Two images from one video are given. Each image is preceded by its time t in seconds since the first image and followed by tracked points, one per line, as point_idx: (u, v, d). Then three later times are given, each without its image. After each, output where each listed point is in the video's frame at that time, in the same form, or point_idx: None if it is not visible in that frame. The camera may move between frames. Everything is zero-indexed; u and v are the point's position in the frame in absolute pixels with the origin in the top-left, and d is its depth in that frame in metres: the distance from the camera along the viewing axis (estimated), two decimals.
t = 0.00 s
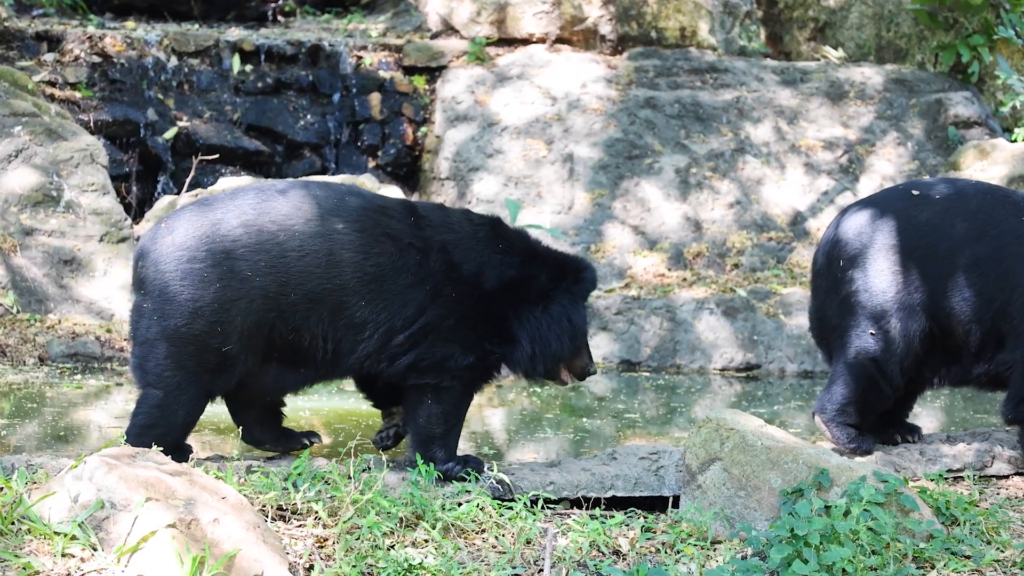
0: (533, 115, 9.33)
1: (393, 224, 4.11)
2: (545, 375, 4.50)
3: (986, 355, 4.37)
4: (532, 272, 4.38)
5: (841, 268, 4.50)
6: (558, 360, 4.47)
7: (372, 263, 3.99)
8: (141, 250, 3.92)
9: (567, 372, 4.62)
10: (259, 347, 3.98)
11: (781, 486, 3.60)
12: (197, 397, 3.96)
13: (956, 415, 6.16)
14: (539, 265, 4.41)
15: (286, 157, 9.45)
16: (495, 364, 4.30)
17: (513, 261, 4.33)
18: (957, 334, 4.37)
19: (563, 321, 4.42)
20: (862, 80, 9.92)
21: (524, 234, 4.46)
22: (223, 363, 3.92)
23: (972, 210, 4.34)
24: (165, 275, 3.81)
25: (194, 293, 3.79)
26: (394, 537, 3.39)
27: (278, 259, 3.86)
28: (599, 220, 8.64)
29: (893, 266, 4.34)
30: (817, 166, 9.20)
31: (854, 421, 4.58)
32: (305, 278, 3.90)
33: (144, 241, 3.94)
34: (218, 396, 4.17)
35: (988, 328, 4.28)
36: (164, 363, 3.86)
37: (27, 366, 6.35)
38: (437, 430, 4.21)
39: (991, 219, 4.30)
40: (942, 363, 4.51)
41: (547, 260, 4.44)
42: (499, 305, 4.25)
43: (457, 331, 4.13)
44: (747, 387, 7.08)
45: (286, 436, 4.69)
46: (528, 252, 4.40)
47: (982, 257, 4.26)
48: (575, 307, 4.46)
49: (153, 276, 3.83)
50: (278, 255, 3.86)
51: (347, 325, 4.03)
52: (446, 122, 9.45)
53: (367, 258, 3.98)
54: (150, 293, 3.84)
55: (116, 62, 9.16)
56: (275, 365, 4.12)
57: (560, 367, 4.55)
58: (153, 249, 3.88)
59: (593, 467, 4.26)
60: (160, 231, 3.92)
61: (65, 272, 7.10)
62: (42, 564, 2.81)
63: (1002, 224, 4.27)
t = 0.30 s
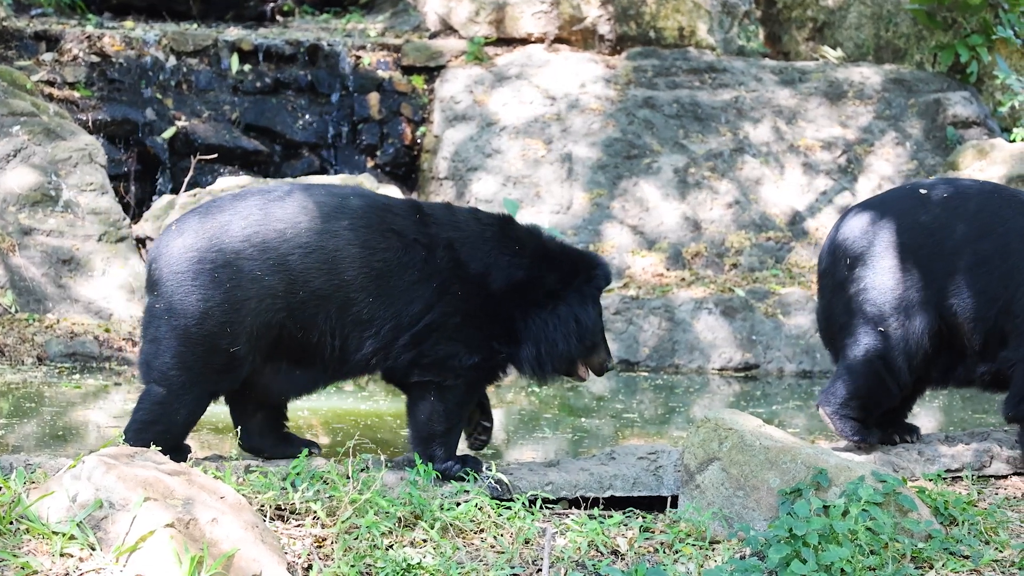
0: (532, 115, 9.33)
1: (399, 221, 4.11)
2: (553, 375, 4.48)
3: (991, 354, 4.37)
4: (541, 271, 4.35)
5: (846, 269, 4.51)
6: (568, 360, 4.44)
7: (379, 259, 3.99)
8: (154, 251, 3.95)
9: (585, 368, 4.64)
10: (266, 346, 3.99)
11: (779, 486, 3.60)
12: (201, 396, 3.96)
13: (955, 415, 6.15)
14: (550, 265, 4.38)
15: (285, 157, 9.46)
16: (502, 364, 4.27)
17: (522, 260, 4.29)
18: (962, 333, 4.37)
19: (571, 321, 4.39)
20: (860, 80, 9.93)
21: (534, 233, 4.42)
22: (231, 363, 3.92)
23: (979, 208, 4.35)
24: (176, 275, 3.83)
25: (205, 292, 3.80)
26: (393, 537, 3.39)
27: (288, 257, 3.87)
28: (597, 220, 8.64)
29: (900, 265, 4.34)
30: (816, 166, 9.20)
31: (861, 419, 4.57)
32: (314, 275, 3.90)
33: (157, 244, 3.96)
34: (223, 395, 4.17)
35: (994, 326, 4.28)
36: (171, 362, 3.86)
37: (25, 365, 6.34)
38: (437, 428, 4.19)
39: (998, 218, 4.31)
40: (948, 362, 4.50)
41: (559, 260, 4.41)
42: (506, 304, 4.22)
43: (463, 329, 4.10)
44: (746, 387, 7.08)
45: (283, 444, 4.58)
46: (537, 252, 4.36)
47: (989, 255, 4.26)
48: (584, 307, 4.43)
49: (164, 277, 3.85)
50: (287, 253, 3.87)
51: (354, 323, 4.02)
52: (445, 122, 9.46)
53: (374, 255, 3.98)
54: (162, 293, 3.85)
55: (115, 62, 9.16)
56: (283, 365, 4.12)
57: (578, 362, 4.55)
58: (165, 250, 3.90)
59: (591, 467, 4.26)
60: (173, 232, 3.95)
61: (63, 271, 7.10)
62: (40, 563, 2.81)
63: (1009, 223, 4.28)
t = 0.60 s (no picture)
0: (531, 115, 9.33)
1: (406, 218, 4.13)
2: (559, 373, 4.48)
3: (995, 355, 4.37)
4: (549, 271, 4.33)
5: (850, 268, 4.52)
6: (572, 360, 4.45)
7: (388, 255, 4.00)
8: (166, 252, 3.96)
9: (602, 363, 4.70)
10: (276, 346, 4.00)
11: (777, 486, 3.60)
12: (206, 393, 3.96)
13: (954, 416, 6.15)
14: (558, 265, 4.37)
15: (284, 157, 9.46)
16: (507, 364, 4.23)
17: (529, 259, 4.27)
18: (967, 333, 4.37)
19: (577, 321, 4.39)
20: (859, 80, 9.93)
21: (541, 232, 4.41)
22: (240, 362, 3.93)
23: (984, 207, 4.36)
24: (187, 275, 3.84)
25: (217, 292, 3.82)
26: (391, 537, 3.39)
27: (299, 254, 3.88)
28: (596, 219, 8.64)
29: (906, 263, 4.34)
30: (814, 166, 9.21)
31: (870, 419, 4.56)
32: (324, 273, 3.92)
33: (169, 245, 3.98)
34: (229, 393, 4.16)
35: (999, 325, 4.28)
36: (178, 359, 3.87)
37: (24, 365, 6.32)
38: (438, 426, 4.15)
39: (1004, 217, 4.31)
40: (954, 361, 4.50)
41: (569, 260, 4.40)
42: (513, 303, 4.20)
43: (469, 327, 4.09)
44: (745, 387, 7.09)
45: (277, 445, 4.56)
46: (545, 251, 4.34)
47: (997, 254, 4.26)
48: (589, 305, 4.43)
49: (175, 276, 3.86)
50: (298, 251, 3.88)
51: (363, 320, 4.02)
52: (444, 122, 9.47)
53: (383, 252, 4.00)
54: (173, 293, 3.86)
55: (114, 61, 9.15)
56: (291, 364, 4.13)
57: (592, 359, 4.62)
58: (177, 250, 3.92)
59: (590, 467, 4.26)
60: (185, 233, 3.96)
61: (62, 271, 7.11)
62: (39, 563, 2.81)
63: (1015, 224, 4.28)
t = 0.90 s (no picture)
0: (529, 115, 9.33)
1: (418, 215, 4.14)
2: (565, 373, 4.44)
3: (1000, 357, 4.35)
4: (557, 269, 4.31)
5: (855, 268, 4.54)
6: (578, 356, 4.38)
7: (402, 253, 4.01)
8: (182, 249, 3.97)
9: (619, 357, 4.66)
10: (288, 345, 4.01)
11: (776, 486, 3.60)
12: (214, 389, 3.97)
13: (951, 416, 6.16)
14: (567, 261, 4.35)
15: (282, 156, 9.44)
16: (513, 361, 4.20)
17: (535, 257, 4.25)
18: (974, 333, 4.36)
19: (582, 320, 4.35)
20: (858, 80, 9.93)
21: (549, 230, 4.39)
22: (253, 360, 3.94)
23: (987, 208, 4.36)
24: (202, 271, 3.85)
25: (232, 290, 3.83)
26: (389, 537, 3.39)
27: (316, 253, 3.90)
28: (595, 219, 8.64)
29: (912, 263, 4.34)
30: (813, 166, 9.21)
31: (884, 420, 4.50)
32: (340, 271, 3.92)
33: (185, 242, 3.98)
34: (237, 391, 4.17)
35: (1005, 325, 4.26)
36: (189, 354, 3.87)
37: (22, 364, 6.31)
38: (438, 424, 4.13)
39: (1010, 217, 4.31)
40: (960, 362, 4.49)
41: (578, 257, 4.38)
42: (520, 299, 4.18)
43: (478, 321, 4.07)
44: (742, 388, 7.10)
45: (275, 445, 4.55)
46: (553, 249, 4.32)
47: (1003, 254, 4.26)
48: (595, 304, 4.39)
49: (190, 272, 3.87)
50: (316, 249, 3.90)
51: (377, 318, 4.02)
52: (442, 122, 9.47)
53: (398, 249, 4.00)
54: (187, 289, 3.86)
55: (112, 60, 9.14)
56: (302, 364, 4.14)
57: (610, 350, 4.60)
58: (193, 247, 3.93)
59: (588, 467, 4.25)
60: (201, 230, 3.98)
61: (60, 271, 7.11)
62: (37, 563, 2.81)
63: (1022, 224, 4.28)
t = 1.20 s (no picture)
0: (527, 115, 9.33)
1: (434, 214, 4.17)
2: (570, 370, 4.40)
3: (1006, 357, 4.33)
4: (562, 267, 4.31)
5: (856, 270, 4.54)
6: (582, 352, 4.36)
7: (419, 251, 4.03)
8: (197, 247, 3.98)
9: (634, 354, 4.67)
10: (304, 345, 4.01)
11: (773, 487, 3.61)
12: (226, 387, 3.96)
13: (949, 416, 6.17)
14: (575, 257, 4.35)
15: (281, 156, 9.45)
16: (517, 359, 4.17)
17: (541, 254, 4.25)
18: (978, 334, 4.35)
19: (586, 317, 4.34)
20: (856, 81, 9.93)
21: (557, 229, 4.39)
22: (269, 358, 3.94)
23: (987, 208, 4.36)
24: (220, 267, 3.87)
25: (249, 286, 3.84)
26: (387, 537, 3.38)
27: (335, 251, 3.93)
28: (593, 219, 8.64)
29: (915, 263, 4.34)
30: (811, 166, 9.22)
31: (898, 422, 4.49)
32: (358, 271, 3.95)
33: (200, 239, 4.00)
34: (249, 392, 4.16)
35: (1010, 325, 4.26)
36: (205, 350, 3.87)
37: (20, 364, 6.31)
38: (439, 422, 4.09)
39: (1012, 216, 4.31)
40: (966, 362, 4.49)
41: (585, 253, 4.37)
42: (527, 295, 4.17)
43: (488, 317, 4.04)
44: (740, 388, 7.11)
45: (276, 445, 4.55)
46: (563, 247, 4.33)
47: (1007, 253, 4.24)
48: (598, 301, 4.38)
49: (206, 269, 3.88)
50: (334, 248, 3.93)
51: (393, 317, 4.01)
52: (440, 122, 9.42)
53: (414, 248, 4.02)
54: (203, 284, 3.88)
55: (111, 60, 9.14)
56: (315, 364, 4.13)
57: (622, 345, 4.61)
58: (208, 244, 3.95)
59: (586, 468, 4.25)
60: (216, 228, 4.00)
61: (58, 270, 7.12)
62: (34, 563, 2.80)
63: None
